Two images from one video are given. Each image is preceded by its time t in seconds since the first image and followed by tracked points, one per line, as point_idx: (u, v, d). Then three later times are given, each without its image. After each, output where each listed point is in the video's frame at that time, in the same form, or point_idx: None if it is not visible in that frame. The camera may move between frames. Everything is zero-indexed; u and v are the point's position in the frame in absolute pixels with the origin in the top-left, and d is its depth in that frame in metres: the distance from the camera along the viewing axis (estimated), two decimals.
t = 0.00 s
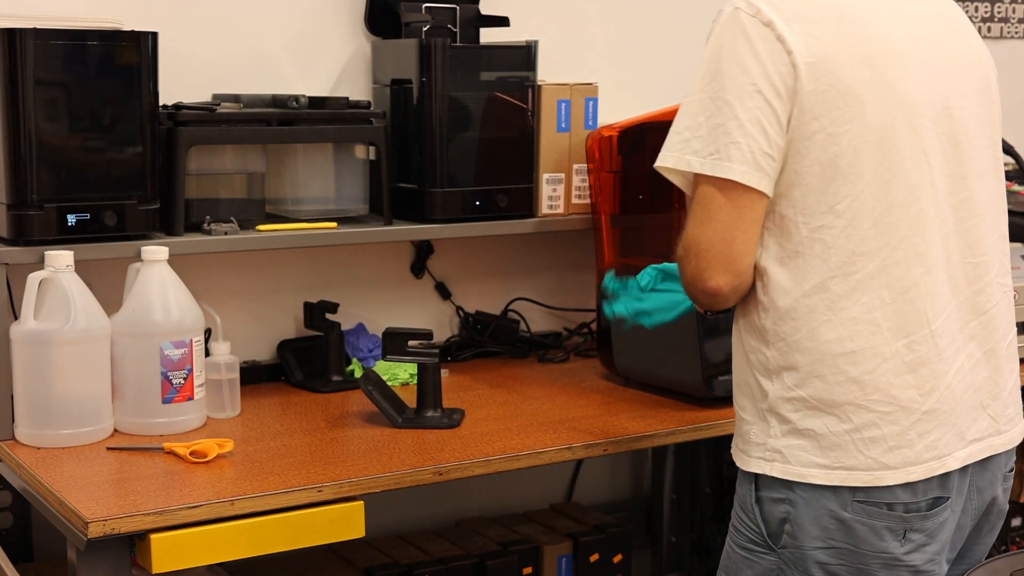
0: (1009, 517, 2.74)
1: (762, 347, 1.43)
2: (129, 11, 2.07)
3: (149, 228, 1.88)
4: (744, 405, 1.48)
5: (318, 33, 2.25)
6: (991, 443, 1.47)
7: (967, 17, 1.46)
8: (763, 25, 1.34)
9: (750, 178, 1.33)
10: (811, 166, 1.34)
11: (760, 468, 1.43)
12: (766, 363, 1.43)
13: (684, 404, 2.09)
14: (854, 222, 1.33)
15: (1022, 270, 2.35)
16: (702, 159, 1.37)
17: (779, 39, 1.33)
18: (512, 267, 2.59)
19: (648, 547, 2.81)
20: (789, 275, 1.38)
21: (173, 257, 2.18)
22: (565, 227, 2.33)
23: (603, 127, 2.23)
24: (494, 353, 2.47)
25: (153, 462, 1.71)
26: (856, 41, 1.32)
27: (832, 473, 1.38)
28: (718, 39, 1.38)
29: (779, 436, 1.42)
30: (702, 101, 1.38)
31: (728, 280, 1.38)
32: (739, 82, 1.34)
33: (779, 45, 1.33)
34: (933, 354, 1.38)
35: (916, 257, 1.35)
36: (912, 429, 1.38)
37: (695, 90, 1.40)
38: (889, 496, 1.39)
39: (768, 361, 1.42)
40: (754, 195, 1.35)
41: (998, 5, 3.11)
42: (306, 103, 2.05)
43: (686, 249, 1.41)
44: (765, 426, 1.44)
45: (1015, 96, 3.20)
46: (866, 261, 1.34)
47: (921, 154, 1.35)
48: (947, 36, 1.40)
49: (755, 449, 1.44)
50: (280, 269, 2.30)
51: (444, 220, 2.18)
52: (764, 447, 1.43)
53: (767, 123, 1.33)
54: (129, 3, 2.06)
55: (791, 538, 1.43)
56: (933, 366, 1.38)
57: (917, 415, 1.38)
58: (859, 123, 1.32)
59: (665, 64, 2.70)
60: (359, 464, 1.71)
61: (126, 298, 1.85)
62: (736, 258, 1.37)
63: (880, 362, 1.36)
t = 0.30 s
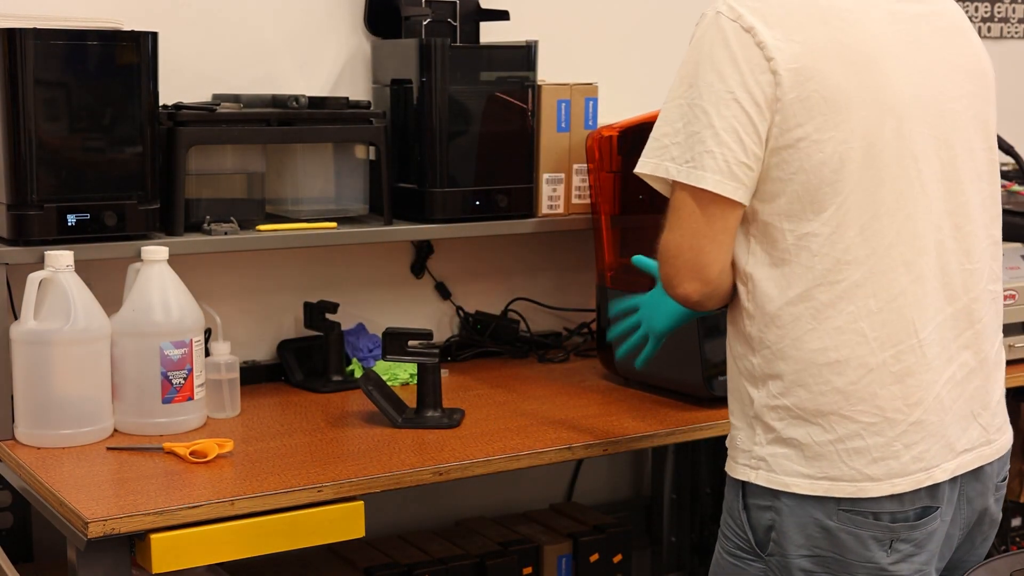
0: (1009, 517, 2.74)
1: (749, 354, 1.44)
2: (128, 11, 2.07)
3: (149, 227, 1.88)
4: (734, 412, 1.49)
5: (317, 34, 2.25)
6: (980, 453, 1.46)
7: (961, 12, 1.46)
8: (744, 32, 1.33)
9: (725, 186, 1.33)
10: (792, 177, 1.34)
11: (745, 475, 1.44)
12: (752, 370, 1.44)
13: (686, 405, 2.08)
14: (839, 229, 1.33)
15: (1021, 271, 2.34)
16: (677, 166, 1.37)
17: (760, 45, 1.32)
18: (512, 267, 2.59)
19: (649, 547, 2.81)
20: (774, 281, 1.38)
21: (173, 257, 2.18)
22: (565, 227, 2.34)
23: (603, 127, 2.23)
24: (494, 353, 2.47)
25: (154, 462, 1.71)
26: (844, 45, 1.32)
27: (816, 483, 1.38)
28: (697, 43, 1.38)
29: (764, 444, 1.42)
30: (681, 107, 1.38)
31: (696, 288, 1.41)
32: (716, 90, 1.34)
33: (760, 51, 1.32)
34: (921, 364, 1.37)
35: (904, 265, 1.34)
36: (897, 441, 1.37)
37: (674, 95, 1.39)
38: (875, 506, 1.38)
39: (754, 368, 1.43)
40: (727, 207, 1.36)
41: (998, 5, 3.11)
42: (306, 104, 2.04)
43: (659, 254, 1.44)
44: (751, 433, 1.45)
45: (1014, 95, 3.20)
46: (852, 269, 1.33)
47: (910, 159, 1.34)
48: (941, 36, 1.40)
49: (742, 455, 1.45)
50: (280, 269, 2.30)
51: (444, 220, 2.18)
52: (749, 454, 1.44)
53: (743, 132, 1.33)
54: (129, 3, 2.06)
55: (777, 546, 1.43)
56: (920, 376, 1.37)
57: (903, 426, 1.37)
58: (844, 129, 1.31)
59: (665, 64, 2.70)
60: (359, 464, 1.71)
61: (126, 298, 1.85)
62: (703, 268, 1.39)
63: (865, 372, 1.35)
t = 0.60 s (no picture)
0: (1010, 517, 2.74)
1: (745, 363, 1.43)
2: (128, 11, 2.06)
3: (148, 227, 1.88)
4: (728, 419, 1.48)
5: (317, 34, 2.25)
6: (975, 461, 1.46)
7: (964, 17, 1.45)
8: (747, 37, 1.32)
9: (725, 196, 1.33)
10: (797, 184, 1.32)
11: (740, 486, 1.43)
12: (747, 378, 1.43)
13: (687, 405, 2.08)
14: (843, 238, 1.32)
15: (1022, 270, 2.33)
16: (676, 173, 1.36)
17: (765, 50, 1.31)
18: (512, 267, 2.59)
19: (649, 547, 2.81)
20: (777, 289, 1.37)
21: (172, 256, 2.18)
22: (565, 226, 2.33)
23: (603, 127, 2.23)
24: (494, 353, 2.47)
25: (153, 462, 1.70)
26: (848, 50, 1.31)
27: (815, 495, 1.38)
28: (698, 47, 1.36)
29: (759, 454, 1.42)
30: (681, 112, 1.37)
31: (703, 299, 1.38)
32: (718, 96, 1.33)
33: (763, 55, 1.31)
34: (921, 376, 1.37)
35: (907, 274, 1.34)
36: (897, 452, 1.37)
37: (674, 99, 1.38)
38: (874, 514, 1.38)
39: (750, 377, 1.43)
40: (729, 216, 1.34)
41: (998, 5, 3.11)
42: (305, 103, 2.04)
43: (663, 267, 1.41)
44: (745, 443, 1.44)
45: (1015, 95, 3.20)
46: (854, 278, 1.33)
47: (915, 165, 1.33)
48: (944, 39, 1.39)
49: (736, 466, 1.44)
50: (280, 269, 2.30)
51: (444, 220, 2.17)
52: (744, 466, 1.43)
53: (744, 139, 1.32)
54: (128, 3, 2.06)
55: (774, 554, 1.42)
56: (920, 387, 1.37)
57: (903, 437, 1.37)
58: (850, 136, 1.30)
59: (665, 64, 2.70)
60: (359, 464, 1.70)
61: (126, 298, 1.85)
62: (711, 277, 1.37)
63: (867, 382, 1.35)
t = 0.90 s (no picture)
0: (1010, 517, 2.74)
1: (744, 365, 1.43)
2: (128, 11, 2.06)
3: (148, 227, 1.88)
4: (723, 421, 1.48)
5: (317, 34, 2.25)
6: (970, 468, 1.46)
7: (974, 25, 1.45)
8: (767, 38, 1.30)
9: (738, 201, 1.31)
10: (811, 189, 1.32)
11: (737, 488, 1.43)
12: (747, 381, 1.42)
13: (686, 405, 2.08)
14: (853, 245, 1.31)
15: (1023, 270, 2.33)
16: (690, 175, 1.33)
17: (784, 53, 1.29)
18: (512, 267, 2.59)
19: (648, 548, 2.80)
20: (783, 293, 1.36)
21: (172, 257, 2.18)
22: (565, 226, 2.33)
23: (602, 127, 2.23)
24: (494, 353, 2.46)
25: (153, 462, 1.70)
26: (864, 55, 1.30)
27: (812, 498, 1.38)
28: (713, 46, 1.34)
29: (756, 457, 1.41)
30: (694, 113, 1.35)
31: (692, 299, 1.39)
32: (734, 97, 1.31)
33: (782, 58, 1.30)
34: (925, 383, 1.37)
35: (914, 282, 1.34)
36: (897, 459, 1.37)
37: (687, 99, 1.36)
38: (872, 518, 1.38)
39: (750, 380, 1.42)
40: (731, 218, 1.33)
41: (998, 5, 3.11)
42: (305, 103, 2.03)
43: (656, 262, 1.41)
44: (742, 445, 1.43)
45: (1015, 95, 3.19)
46: (863, 285, 1.32)
47: (925, 172, 1.33)
48: (952, 45, 1.38)
49: (733, 468, 1.44)
50: (279, 269, 2.30)
51: (444, 220, 2.17)
52: (740, 468, 1.43)
53: (760, 143, 1.30)
54: (128, 3, 2.06)
55: (771, 556, 1.42)
56: (921, 395, 1.37)
57: (903, 445, 1.37)
58: (865, 142, 1.30)
59: (665, 64, 2.69)
60: (359, 464, 1.70)
61: (126, 298, 1.84)
62: (702, 279, 1.36)
63: (870, 391, 1.35)
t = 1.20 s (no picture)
0: (1010, 517, 2.74)
1: (734, 365, 1.42)
2: (127, 11, 2.06)
3: (148, 227, 1.88)
4: (716, 422, 1.48)
5: (316, 34, 2.25)
6: (964, 474, 1.46)
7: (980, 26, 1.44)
8: (756, 36, 1.31)
9: (719, 196, 1.31)
10: (800, 188, 1.32)
11: (729, 491, 1.43)
12: (738, 384, 1.42)
13: (685, 405, 2.08)
14: (844, 245, 1.31)
15: (1022, 270, 2.33)
16: (674, 169, 1.34)
17: (772, 51, 1.30)
18: (512, 267, 2.59)
19: (648, 548, 2.80)
20: (778, 294, 1.36)
21: (172, 257, 2.18)
22: (565, 226, 2.33)
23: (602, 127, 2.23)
24: (494, 354, 2.46)
25: (152, 462, 1.70)
26: (858, 53, 1.29)
27: (802, 501, 1.38)
28: (705, 42, 1.35)
29: (747, 459, 1.41)
30: (682, 108, 1.35)
31: (687, 295, 1.39)
32: (720, 93, 1.31)
33: (769, 55, 1.30)
34: (916, 386, 1.36)
35: (907, 284, 1.34)
36: (888, 462, 1.36)
37: (676, 94, 1.36)
38: (864, 522, 1.38)
39: (740, 381, 1.42)
40: (722, 214, 1.33)
41: (998, 5, 3.11)
42: (305, 103, 2.03)
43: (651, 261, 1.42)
44: (732, 447, 1.43)
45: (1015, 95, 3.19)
46: (854, 286, 1.32)
47: (919, 173, 1.33)
48: (954, 45, 1.38)
49: (725, 470, 1.44)
50: (279, 270, 2.29)
51: (444, 220, 2.17)
52: (731, 470, 1.43)
53: (744, 138, 1.30)
54: (128, 3, 2.06)
55: (765, 559, 1.43)
56: (915, 398, 1.37)
57: (894, 448, 1.36)
58: (854, 141, 1.30)
59: (665, 64, 2.69)
60: (359, 463, 1.70)
61: (125, 298, 1.84)
62: (696, 274, 1.37)
63: (861, 392, 1.35)
